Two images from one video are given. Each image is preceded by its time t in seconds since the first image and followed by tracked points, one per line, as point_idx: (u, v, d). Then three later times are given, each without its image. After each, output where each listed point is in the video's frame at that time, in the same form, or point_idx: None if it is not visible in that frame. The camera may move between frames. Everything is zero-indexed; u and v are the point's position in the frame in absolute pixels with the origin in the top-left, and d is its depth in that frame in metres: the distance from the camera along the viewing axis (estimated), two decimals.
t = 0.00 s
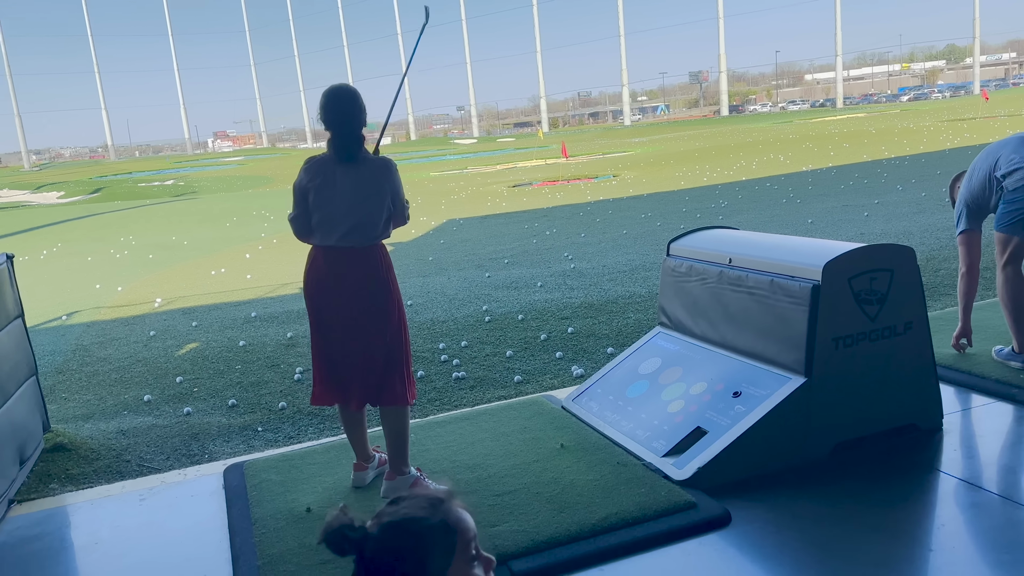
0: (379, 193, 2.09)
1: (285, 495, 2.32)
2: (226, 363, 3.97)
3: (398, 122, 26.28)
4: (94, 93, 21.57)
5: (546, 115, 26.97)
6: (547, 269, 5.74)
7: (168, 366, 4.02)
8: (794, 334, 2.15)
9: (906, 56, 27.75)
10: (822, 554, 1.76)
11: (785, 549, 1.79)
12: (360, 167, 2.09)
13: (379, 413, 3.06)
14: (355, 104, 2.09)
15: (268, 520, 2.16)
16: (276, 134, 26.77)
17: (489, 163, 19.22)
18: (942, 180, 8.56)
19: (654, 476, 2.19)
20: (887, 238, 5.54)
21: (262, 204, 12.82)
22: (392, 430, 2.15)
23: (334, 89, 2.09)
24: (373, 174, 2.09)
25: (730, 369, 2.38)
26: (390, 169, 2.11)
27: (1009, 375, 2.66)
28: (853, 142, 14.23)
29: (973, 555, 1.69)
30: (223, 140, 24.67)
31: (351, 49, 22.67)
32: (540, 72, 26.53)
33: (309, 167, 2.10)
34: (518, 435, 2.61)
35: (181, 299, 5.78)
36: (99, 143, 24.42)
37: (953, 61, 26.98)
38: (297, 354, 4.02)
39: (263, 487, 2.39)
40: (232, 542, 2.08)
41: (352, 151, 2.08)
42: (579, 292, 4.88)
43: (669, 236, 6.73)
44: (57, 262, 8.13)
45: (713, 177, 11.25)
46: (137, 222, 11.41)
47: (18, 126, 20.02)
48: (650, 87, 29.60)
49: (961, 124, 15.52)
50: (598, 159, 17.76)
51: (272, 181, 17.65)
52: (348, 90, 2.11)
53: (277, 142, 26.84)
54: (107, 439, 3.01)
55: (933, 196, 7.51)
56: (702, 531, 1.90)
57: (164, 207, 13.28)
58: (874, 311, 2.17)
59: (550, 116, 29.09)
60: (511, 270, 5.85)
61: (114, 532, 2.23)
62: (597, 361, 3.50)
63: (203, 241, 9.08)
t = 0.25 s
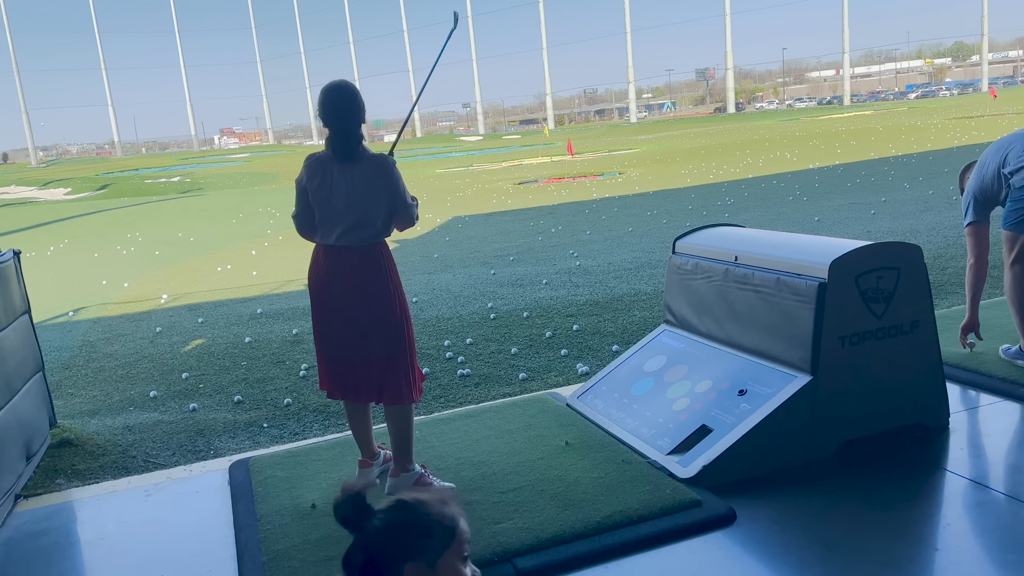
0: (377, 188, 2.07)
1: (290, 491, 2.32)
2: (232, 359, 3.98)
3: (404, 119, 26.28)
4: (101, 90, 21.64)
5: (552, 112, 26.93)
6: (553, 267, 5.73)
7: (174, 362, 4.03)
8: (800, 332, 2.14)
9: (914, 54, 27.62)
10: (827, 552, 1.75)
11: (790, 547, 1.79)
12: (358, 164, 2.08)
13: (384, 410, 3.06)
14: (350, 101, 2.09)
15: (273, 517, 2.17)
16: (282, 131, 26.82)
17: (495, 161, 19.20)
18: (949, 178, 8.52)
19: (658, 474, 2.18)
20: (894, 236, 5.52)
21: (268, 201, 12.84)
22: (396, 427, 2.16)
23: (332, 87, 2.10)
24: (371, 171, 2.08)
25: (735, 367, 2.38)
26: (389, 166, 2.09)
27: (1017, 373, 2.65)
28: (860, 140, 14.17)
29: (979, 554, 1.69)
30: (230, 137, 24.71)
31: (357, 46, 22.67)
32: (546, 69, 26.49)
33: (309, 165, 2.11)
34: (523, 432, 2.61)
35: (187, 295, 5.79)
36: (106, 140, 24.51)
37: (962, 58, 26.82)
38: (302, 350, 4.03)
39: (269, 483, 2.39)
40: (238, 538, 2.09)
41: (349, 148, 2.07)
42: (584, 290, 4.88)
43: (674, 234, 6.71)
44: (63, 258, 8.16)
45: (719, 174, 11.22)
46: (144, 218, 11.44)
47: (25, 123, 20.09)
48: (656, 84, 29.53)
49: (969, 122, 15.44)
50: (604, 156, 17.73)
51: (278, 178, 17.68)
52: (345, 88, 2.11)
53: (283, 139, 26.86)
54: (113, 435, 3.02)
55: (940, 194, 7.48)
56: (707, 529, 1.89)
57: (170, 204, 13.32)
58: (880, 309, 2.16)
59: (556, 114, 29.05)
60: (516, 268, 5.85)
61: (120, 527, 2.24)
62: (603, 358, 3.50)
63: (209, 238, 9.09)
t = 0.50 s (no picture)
0: (375, 186, 2.07)
1: (296, 487, 2.33)
2: (238, 355, 3.99)
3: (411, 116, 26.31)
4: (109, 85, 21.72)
5: (559, 109, 26.91)
6: (559, 264, 5.73)
7: (181, 357, 4.04)
8: (806, 330, 2.14)
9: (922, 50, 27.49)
10: (833, 551, 1.74)
11: (795, 546, 1.78)
12: (358, 162, 2.08)
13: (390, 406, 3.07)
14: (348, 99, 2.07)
15: (278, 512, 2.17)
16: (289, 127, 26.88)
17: (501, 157, 19.20)
18: (957, 176, 8.48)
19: (663, 471, 2.18)
20: (902, 234, 5.49)
21: (274, 197, 12.87)
22: (400, 425, 2.16)
23: (329, 83, 2.08)
24: (370, 168, 2.08)
25: (741, 364, 2.37)
26: (388, 163, 2.08)
27: None
28: (868, 137, 14.12)
29: (985, 554, 1.68)
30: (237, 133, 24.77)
31: (364, 42, 22.69)
32: (553, 65, 26.46)
33: (309, 162, 2.12)
34: (528, 429, 2.61)
35: (194, 290, 5.81)
36: (114, 136, 24.62)
37: (970, 56, 26.68)
38: (308, 346, 4.03)
39: (275, 478, 2.40)
40: (243, 533, 2.09)
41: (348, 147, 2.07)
42: (590, 287, 4.87)
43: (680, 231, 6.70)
44: (71, 253, 8.19)
45: (726, 171, 11.20)
46: (152, 213, 11.48)
47: (33, 118, 20.18)
48: (663, 81, 29.48)
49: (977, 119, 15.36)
50: (610, 153, 17.71)
51: (285, 174, 17.72)
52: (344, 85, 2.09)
53: (290, 135, 26.90)
54: (120, 430, 3.03)
55: (948, 192, 7.45)
56: (712, 526, 1.89)
57: (177, 199, 13.36)
58: (887, 307, 2.15)
59: (563, 111, 29.03)
60: (522, 264, 5.85)
61: (126, 522, 2.24)
62: (608, 356, 3.49)
63: (215, 233, 9.11)
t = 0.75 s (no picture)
0: (374, 185, 2.06)
1: (302, 481, 2.33)
2: (244, 349, 4.00)
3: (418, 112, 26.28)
4: (117, 80, 21.78)
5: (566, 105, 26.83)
6: (565, 260, 5.72)
7: (188, 351, 4.06)
8: (813, 328, 2.13)
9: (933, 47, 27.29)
10: (837, 549, 1.74)
11: (800, 544, 1.78)
12: (358, 159, 2.07)
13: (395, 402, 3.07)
14: (352, 96, 2.07)
15: (284, 506, 2.18)
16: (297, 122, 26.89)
17: (508, 153, 19.16)
18: (967, 174, 8.41)
19: (668, 468, 2.18)
20: (910, 232, 5.46)
21: (282, 192, 12.87)
22: (404, 423, 2.17)
23: (335, 79, 2.08)
24: (370, 166, 2.06)
25: (747, 362, 2.36)
26: (388, 162, 2.06)
27: None
28: (877, 135, 14.03)
29: (991, 553, 1.67)
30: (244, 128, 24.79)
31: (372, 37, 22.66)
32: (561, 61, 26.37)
33: (314, 157, 2.13)
34: (533, 425, 2.61)
35: (201, 285, 5.82)
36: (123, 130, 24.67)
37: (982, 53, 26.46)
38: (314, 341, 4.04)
39: (280, 472, 2.41)
40: (248, 527, 2.10)
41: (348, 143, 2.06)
42: (596, 283, 4.86)
43: (687, 228, 6.68)
44: (79, 247, 8.21)
45: (734, 168, 11.15)
46: (159, 207, 11.50)
47: (42, 112, 20.24)
48: (671, 78, 29.35)
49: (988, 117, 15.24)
50: (618, 149, 17.65)
51: (293, 168, 17.72)
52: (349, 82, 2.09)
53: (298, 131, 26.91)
54: (127, 423, 3.04)
55: (957, 190, 7.39)
56: (716, 524, 1.89)
57: (185, 194, 13.39)
58: (895, 305, 2.14)
59: (570, 107, 28.93)
60: (528, 260, 5.84)
61: (132, 514, 2.26)
62: (614, 352, 3.49)
63: (222, 228, 9.13)
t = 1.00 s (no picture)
0: (372, 184, 2.05)
1: (308, 473, 2.34)
2: (252, 342, 4.01)
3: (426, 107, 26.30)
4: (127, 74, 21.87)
5: (575, 101, 26.79)
6: (572, 256, 5.72)
7: (195, 343, 4.08)
8: (821, 325, 2.12)
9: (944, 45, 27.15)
10: (842, 548, 1.74)
11: (805, 541, 1.78)
12: (358, 156, 2.07)
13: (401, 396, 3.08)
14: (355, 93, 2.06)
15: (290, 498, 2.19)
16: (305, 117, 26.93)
17: (516, 149, 19.16)
18: (977, 173, 8.36)
19: (674, 465, 2.18)
20: (920, 231, 5.43)
21: (290, 186, 12.91)
22: (408, 421, 2.16)
23: (342, 75, 2.07)
24: (371, 164, 2.05)
25: (754, 359, 2.36)
26: (387, 164, 2.04)
27: None
28: (887, 133, 13.96)
29: (997, 553, 1.66)
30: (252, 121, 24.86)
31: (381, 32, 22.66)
32: (569, 56, 26.32)
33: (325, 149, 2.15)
34: (538, 420, 2.61)
35: (209, 278, 5.85)
36: (132, 123, 24.78)
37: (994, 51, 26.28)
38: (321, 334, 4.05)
39: (287, 465, 2.42)
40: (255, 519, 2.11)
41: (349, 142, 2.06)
42: (602, 280, 4.86)
43: (695, 225, 6.66)
44: (88, 240, 8.26)
45: (743, 165, 11.11)
46: (168, 201, 11.55)
47: (52, 105, 20.36)
48: (680, 74, 29.25)
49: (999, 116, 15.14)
50: (626, 145, 17.62)
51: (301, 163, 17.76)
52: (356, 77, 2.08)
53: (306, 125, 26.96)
54: (134, 415, 3.06)
55: (967, 189, 7.35)
56: (721, 521, 1.89)
57: (194, 187, 13.44)
58: (903, 304, 2.13)
59: (579, 103, 28.88)
60: (535, 256, 5.84)
61: (139, 506, 2.27)
62: (620, 348, 3.49)
63: (231, 222, 9.16)
